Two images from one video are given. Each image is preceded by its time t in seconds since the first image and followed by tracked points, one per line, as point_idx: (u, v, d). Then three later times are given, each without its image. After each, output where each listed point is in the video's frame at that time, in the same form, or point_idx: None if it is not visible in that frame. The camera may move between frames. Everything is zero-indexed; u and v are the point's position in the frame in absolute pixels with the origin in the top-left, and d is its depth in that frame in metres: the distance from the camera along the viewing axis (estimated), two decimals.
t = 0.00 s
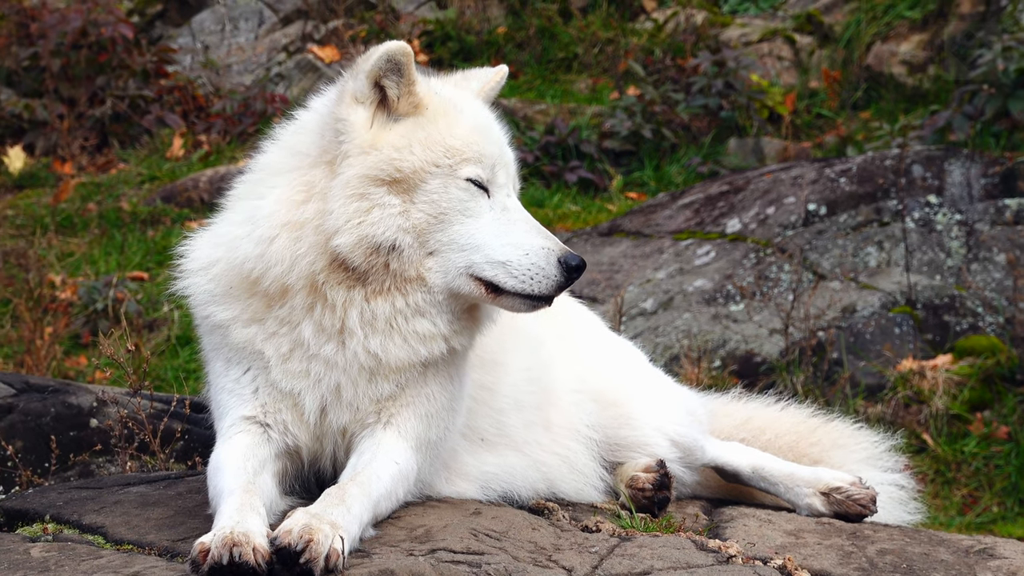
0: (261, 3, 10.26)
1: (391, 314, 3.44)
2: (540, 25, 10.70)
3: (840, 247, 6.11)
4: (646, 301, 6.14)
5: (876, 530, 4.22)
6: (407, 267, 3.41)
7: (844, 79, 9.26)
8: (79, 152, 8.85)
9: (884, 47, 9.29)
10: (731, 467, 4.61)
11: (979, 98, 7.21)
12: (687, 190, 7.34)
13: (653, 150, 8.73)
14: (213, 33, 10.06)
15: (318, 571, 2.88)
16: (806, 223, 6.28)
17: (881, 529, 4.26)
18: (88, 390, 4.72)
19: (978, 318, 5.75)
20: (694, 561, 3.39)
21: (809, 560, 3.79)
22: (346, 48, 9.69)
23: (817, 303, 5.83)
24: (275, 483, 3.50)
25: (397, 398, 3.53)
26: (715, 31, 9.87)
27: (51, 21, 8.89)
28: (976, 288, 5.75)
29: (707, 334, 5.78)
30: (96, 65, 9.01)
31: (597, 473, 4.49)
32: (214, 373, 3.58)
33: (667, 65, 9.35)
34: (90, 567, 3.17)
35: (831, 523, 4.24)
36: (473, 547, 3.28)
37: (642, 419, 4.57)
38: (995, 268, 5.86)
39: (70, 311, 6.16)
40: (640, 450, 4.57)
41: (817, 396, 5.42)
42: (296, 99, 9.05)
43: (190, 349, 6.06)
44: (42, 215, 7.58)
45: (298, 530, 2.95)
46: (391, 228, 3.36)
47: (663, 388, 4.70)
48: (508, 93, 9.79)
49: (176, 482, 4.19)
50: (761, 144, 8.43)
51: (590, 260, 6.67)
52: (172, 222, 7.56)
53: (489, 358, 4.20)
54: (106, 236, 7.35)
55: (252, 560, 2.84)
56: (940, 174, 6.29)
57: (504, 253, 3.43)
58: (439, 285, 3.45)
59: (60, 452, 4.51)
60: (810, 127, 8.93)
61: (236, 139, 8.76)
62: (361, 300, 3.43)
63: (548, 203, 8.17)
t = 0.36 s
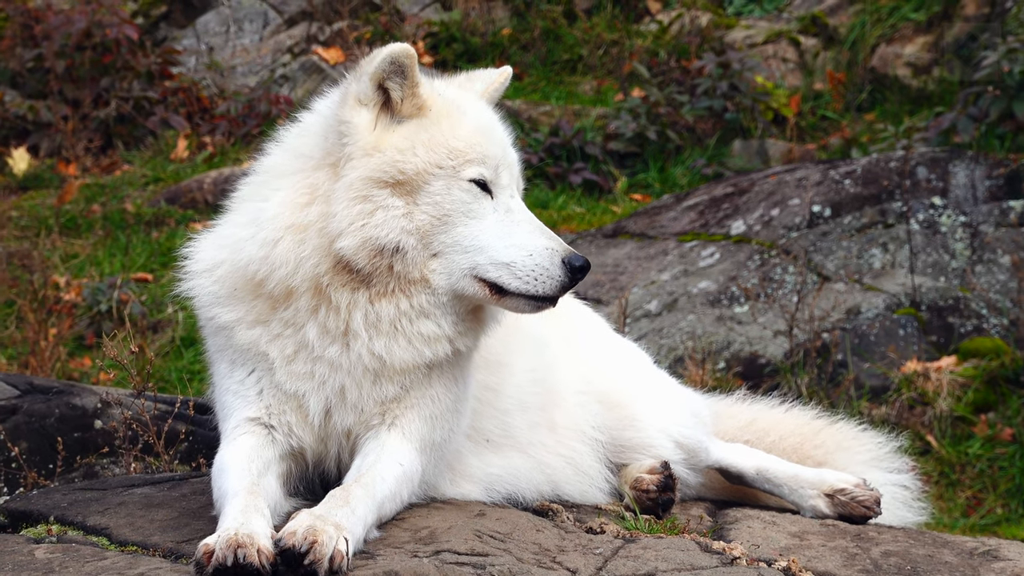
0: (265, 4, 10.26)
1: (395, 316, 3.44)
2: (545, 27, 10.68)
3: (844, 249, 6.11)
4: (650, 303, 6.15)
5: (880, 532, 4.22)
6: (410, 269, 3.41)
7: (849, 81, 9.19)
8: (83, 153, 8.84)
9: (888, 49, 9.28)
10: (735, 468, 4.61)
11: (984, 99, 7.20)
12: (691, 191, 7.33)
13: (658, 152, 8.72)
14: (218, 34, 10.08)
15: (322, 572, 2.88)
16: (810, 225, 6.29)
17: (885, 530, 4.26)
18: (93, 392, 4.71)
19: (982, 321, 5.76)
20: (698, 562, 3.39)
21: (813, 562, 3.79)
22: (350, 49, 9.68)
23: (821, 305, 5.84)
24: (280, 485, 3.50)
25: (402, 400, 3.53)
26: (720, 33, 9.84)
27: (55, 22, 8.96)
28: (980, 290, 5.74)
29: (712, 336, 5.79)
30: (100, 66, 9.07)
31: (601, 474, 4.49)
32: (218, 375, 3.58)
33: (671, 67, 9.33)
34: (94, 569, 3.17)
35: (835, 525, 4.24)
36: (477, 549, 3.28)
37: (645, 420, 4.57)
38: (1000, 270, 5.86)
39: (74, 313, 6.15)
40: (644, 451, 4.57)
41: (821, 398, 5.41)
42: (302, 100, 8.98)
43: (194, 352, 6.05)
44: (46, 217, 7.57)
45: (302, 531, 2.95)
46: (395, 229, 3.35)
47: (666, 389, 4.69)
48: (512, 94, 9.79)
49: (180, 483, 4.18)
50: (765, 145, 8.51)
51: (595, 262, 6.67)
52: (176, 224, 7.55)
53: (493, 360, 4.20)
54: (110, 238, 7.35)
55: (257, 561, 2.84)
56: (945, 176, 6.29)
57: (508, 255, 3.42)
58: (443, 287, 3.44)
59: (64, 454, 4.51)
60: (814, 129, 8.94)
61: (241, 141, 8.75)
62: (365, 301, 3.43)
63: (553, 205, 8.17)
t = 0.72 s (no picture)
0: (268, 5, 10.28)
1: (398, 318, 3.44)
2: (548, 27, 10.68)
3: (847, 250, 6.11)
4: (653, 303, 6.14)
5: (883, 533, 4.21)
6: (413, 270, 3.41)
7: (852, 81, 9.26)
8: (87, 154, 8.85)
9: (892, 50, 9.28)
10: (739, 469, 4.61)
11: (988, 100, 7.20)
12: (694, 192, 7.33)
13: (661, 153, 8.72)
14: (221, 35, 10.10)
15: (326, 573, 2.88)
16: (814, 225, 6.29)
17: (889, 532, 4.25)
18: (96, 392, 4.71)
19: (985, 321, 5.75)
20: (702, 563, 3.39)
21: (817, 563, 3.79)
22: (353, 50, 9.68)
23: (825, 305, 5.84)
24: (283, 486, 3.50)
25: (405, 401, 3.52)
26: (723, 33, 9.84)
27: (58, 23, 8.91)
28: (984, 291, 5.74)
29: (715, 337, 5.78)
30: (104, 66, 9.09)
31: (605, 475, 4.49)
32: (222, 375, 3.58)
33: (675, 67, 9.32)
34: (98, 570, 3.17)
35: (838, 526, 4.24)
36: (481, 549, 3.27)
37: (649, 421, 4.56)
38: (1003, 271, 5.86)
39: (77, 313, 6.15)
40: (647, 453, 4.57)
41: (824, 399, 5.41)
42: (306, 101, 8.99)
43: (197, 352, 6.05)
44: (50, 217, 7.57)
45: (306, 531, 2.94)
46: (398, 231, 3.35)
47: (670, 391, 4.69)
48: (516, 95, 9.79)
49: (183, 484, 4.18)
50: (768, 146, 8.52)
51: (598, 262, 6.67)
52: (179, 224, 7.55)
53: (496, 362, 4.20)
54: (113, 238, 7.35)
55: (261, 562, 2.84)
56: (948, 176, 6.30)
57: (511, 257, 3.42)
58: (446, 289, 3.44)
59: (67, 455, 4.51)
60: (818, 129, 8.94)
61: (244, 141, 8.76)
62: (369, 303, 3.42)
63: (556, 206, 8.17)
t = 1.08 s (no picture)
0: (270, 5, 10.28)
1: (399, 318, 3.43)
2: (550, 27, 10.68)
3: (849, 249, 6.10)
4: (655, 303, 6.14)
5: (884, 533, 4.21)
6: (414, 271, 3.41)
7: (854, 81, 9.26)
8: (88, 153, 8.85)
9: (893, 50, 9.27)
10: (740, 469, 4.60)
11: (990, 100, 7.20)
12: (696, 192, 7.33)
13: (662, 153, 8.72)
14: (222, 34, 10.10)
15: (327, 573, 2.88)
16: (815, 225, 6.29)
17: (890, 532, 4.25)
18: (97, 392, 4.71)
19: (987, 321, 5.75)
20: (703, 563, 3.39)
21: (818, 563, 3.79)
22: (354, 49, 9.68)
23: (826, 305, 5.83)
24: (284, 486, 3.50)
25: (407, 401, 3.52)
26: (724, 33, 9.84)
27: (60, 22, 8.94)
28: (985, 291, 5.73)
29: (716, 337, 5.78)
30: (105, 65, 9.07)
31: (605, 475, 4.49)
32: (223, 375, 3.58)
33: (676, 67, 9.32)
34: (99, 569, 3.17)
35: (840, 526, 4.24)
36: (482, 549, 3.27)
37: (650, 421, 4.56)
38: (1005, 271, 5.85)
39: (78, 313, 6.15)
40: (648, 453, 4.56)
41: (826, 400, 5.40)
42: (307, 100, 9.00)
43: (198, 351, 6.05)
44: (51, 216, 7.57)
45: (307, 531, 2.95)
46: (400, 231, 3.35)
47: (671, 391, 4.69)
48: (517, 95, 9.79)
49: (184, 483, 4.18)
50: (769, 146, 8.51)
51: (599, 262, 6.67)
52: (180, 224, 7.55)
53: (498, 361, 4.20)
54: (115, 237, 7.35)
55: (262, 562, 2.83)
56: (950, 176, 6.30)
57: (512, 258, 3.41)
58: (446, 289, 3.44)
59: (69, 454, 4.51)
60: (819, 129, 8.94)
61: (246, 141, 8.76)
62: (370, 303, 3.42)
63: (557, 206, 8.18)
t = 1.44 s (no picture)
0: (269, 4, 10.27)
1: (397, 317, 3.43)
2: (549, 26, 10.68)
3: (847, 249, 6.10)
4: (654, 303, 6.13)
5: (883, 533, 4.22)
6: (412, 271, 3.40)
7: (853, 80, 9.28)
8: (87, 152, 8.84)
9: (892, 49, 9.27)
10: (739, 468, 4.60)
11: (989, 100, 7.20)
12: (695, 191, 7.33)
13: (661, 152, 8.72)
14: (221, 33, 10.09)
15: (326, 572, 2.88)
16: (814, 225, 6.28)
17: (889, 531, 4.26)
18: (96, 390, 4.70)
19: (985, 321, 5.75)
20: (701, 562, 3.39)
21: (816, 562, 3.79)
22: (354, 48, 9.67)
23: (825, 304, 5.83)
24: (282, 485, 3.50)
25: (405, 400, 3.52)
26: (723, 32, 9.84)
27: (59, 21, 8.94)
28: (984, 291, 5.73)
29: (715, 336, 5.78)
30: (103, 64, 9.06)
31: (604, 474, 4.49)
32: (222, 374, 3.58)
33: (675, 66, 9.31)
34: (98, 568, 3.17)
35: (838, 526, 4.25)
36: (481, 549, 3.28)
37: (649, 421, 4.56)
38: (1004, 270, 5.86)
39: (77, 312, 6.15)
40: (647, 452, 4.56)
41: (824, 399, 5.41)
42: (305, 99, 9.01)
43: (198, 351, 6.05)
44: (50, 215, 7.56)
45: (305, 531, 2.94)
46: (398, 231, 3.35)
47: (670, 391, 4.68)
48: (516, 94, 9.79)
49: (183, 482, 4.19)
50: (769, 145, 8.53)
51: (598, 261, 6.67)
52: (179, 223, 7.56)
53: (496, 361, 4.20)
54: (114, 236, 7.34)
55: (260, 561, 2.84)
56: (949, 176, 6.30)
57: (509, 259, 3.41)
58: (444, 289, 3.44)
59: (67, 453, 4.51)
60: (818, 129, 8.95)
61: (244, 139, 8.76)
62: (367, 303, 3.42)
63: (556, 205, 8.18)
